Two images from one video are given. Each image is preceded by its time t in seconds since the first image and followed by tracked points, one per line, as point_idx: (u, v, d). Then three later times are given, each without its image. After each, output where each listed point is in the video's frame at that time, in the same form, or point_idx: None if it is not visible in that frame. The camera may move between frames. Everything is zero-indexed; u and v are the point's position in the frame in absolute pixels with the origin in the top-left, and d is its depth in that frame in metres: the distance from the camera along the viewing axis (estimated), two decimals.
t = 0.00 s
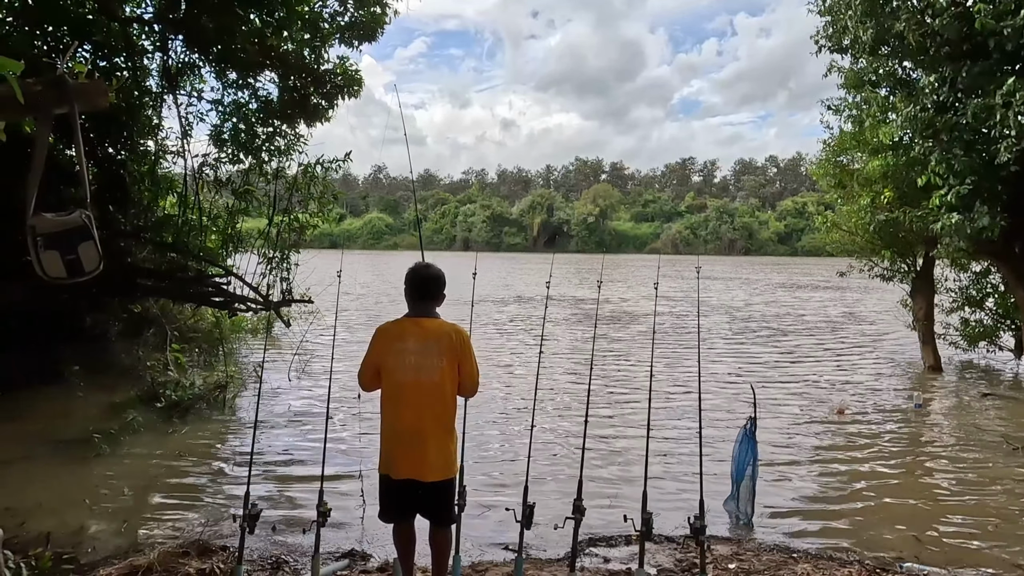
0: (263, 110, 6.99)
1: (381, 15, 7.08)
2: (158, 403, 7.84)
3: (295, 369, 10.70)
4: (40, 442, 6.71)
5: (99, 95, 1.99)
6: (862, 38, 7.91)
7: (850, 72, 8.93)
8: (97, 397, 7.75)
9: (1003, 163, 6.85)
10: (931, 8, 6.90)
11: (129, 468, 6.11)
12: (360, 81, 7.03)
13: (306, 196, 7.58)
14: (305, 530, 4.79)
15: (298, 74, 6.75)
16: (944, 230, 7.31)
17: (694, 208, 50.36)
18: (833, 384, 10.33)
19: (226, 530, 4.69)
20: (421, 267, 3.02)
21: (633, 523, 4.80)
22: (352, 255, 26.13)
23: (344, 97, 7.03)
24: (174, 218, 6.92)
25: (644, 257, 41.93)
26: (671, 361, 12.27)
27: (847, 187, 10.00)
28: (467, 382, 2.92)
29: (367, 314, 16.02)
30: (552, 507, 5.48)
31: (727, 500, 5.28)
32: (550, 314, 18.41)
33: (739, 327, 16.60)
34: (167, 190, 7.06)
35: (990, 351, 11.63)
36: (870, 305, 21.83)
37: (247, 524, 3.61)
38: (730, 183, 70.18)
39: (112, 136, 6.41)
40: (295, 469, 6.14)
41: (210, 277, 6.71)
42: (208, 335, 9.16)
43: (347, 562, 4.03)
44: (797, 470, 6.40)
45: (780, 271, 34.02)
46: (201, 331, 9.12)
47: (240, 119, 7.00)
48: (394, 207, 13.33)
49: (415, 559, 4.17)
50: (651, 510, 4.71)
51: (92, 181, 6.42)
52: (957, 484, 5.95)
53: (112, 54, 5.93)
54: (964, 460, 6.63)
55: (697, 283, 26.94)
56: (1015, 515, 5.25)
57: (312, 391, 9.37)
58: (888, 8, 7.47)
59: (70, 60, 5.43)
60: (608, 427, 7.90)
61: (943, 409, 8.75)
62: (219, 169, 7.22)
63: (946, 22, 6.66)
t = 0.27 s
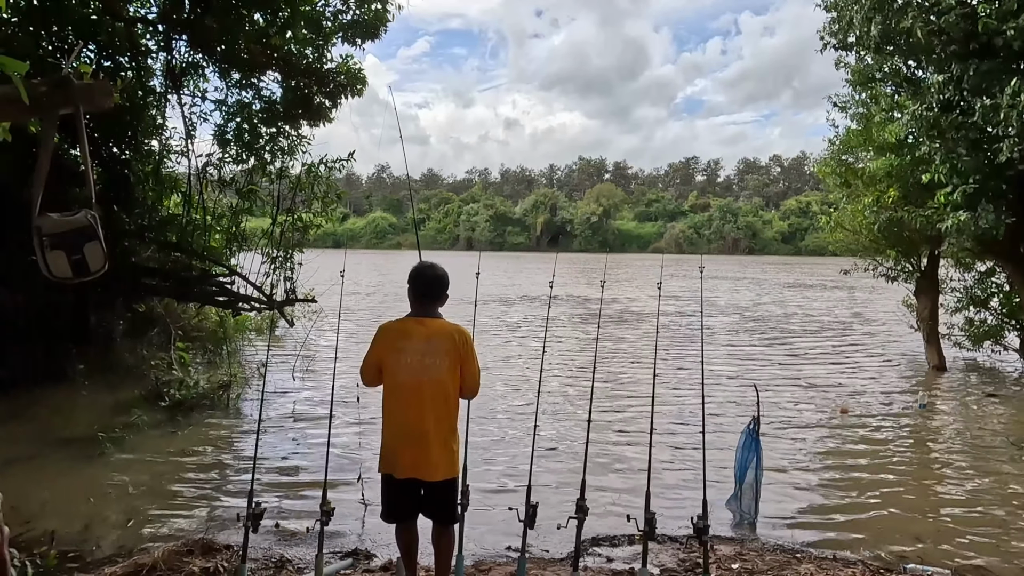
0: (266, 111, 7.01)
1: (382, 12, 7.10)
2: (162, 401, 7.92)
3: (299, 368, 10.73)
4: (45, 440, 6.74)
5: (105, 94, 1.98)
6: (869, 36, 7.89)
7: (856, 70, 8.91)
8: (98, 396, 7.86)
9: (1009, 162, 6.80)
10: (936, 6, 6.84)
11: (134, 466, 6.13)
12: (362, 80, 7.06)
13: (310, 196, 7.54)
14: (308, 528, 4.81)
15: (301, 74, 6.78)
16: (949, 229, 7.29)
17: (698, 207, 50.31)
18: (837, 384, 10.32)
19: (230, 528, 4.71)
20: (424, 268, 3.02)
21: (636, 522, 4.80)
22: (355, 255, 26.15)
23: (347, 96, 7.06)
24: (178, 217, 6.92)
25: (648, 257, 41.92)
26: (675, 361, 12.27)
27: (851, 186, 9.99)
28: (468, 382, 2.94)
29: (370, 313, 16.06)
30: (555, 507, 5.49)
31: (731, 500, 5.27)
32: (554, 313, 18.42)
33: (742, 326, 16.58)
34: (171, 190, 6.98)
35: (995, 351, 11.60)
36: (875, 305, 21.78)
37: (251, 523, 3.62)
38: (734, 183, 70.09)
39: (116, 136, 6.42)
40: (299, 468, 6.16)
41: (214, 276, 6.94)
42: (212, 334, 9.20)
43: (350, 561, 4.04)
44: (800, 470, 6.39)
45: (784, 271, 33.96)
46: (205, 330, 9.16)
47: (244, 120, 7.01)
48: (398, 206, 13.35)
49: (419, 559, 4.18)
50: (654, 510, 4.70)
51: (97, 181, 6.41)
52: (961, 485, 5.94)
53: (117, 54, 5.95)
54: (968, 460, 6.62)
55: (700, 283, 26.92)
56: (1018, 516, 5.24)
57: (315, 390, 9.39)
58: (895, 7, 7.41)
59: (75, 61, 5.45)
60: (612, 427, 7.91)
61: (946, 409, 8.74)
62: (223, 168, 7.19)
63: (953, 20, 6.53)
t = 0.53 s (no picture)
0: (269, 110, 7.02)
1: (383, 10, 7.13)
2: (165, 401, 7.92)
3: (302, 367, 10.74)
4: (49, 440, 6.76)
5: (108, 95, 1.99)
6: (875, 34, 7.87)
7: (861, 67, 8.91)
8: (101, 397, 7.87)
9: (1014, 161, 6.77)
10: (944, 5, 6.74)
11: (138, 465, 6.15)
12: (365, 79, 7.07)
13: (312, 195, 7.58)
14: (311, 527, 4.83)
15: (304, 73, 6.79)
16: (954, 228, 7.27)
17: (700, 206, 50.28)
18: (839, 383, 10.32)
19: (232, 527, 4.72)
20: (424, 267, 3.02)
21: (638, 522, 4.81)
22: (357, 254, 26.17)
23: (349, 96, 7.07)
24: (181, 217, 6.93)
25: (650, 256, 41.90)
26: (677, 360, 12.28)
27: (854, 186, 9.99)
28: (467, 382, 2.94)
29: (373, 313, 16.08)
30: (557, 506, 5.49)
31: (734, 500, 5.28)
32: (556, 312, 18.44)
33: (745, 326, 16.59)
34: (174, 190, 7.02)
35: (998, 351, 11.60)
36: (877, 305, 21.76)
37: (253, 522, 3.63)
38: (737, 182, 70.03)
39: (119, 136, 6.44)
40: (302, 467, 6.17)
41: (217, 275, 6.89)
42: (215, 333, 9.22)
43: (352, 560, 4.05)
44: (802, 469, 6.41)
45: (786, 270, 33.93)
46: (208, 329, 9.17)
47: (246, 119, 7.01)
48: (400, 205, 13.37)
49: (420, 558, 4.20)
50: (656, 509, 4.71)
51: (100, 181, 6.44)
52: (964, 485, 5.93)
53: (121, 54, 5.96)
54: (971, 460, 6.63)
55: (703, 283, 26.91)
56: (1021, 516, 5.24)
57: (318, 389, 9.42)
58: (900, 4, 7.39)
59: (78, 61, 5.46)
60: (615, 426, 7.92)
61: (949, 409, 8.74)
62: (225, 168, 7.21)
63: (958, 16, 6.53)
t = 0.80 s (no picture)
0: (271, 110, 7.02)
1: (385, 9, 7.13)
2: (167, 400, 7.95)
3: (305, 367, 10.75)
4: (52, 439, 6.77)
5: (111, 94, 2.00)
6: (878, 33, 7.85)
7: (864, 67, 8.89)
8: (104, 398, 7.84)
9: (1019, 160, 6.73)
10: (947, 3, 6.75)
11: (140, 464, 6.16)
12: (367, 78, 7.06)
13: (314, 195, 7.59)
14: (313, 526, 4.83)
15: (306, 72, 6.80)
16: (957, 228, 7.25)
17: (703, 206, 50.23)
18: (842, 383, 10.31)
19: (235, 526, 4.72)
20: (427, 267, 3.03)
21: (640, 522, 4.80)
22: (359, 254, 26.18)
23: (352, 96, 7.07)
24: (184, 216, 6.93)
25: (653, 256, 41.87)
26: (679, 360, 12.27)
27: (857, 185, 9.97)
28: (467, 382, 2.95)
29: (375, 312, 16.09)
30: (559, 506, 5.49)
31: (737, 500, 5.28)
32: (558, 312, 18.44)
33: (747, 326, 16.57)
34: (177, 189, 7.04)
35: (1001, 351, 11.57)
36: (880, 305, 21.72)
37: (256, 521, 3.63)
38: (740, 182, 69.94)
39: (122, 135, 6.46)
40: (304, 467, 6.17)
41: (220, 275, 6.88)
42: (217, 333, 9.23)
43: (354, 560, 4.06)
44: (804, 469, 6.40)
45: (789, 270, 33.87)
46: (210, 329, 9.18)
47: (248, 119, 7.02)
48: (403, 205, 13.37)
49: (422, 557, 4.20)
50: (658, 509, 4.70)
51: (104, 181, 6.54)
52: (966, 485, 5.93)
53: (123, 54, 5.97)
54: (974, 460, 6.61)
55: (705, 283, 26.88)
56: None
57: (320, 389, 9.42)
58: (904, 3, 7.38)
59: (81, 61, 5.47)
60: (617, 426, 7.92)
61: (952, 409, 8.72)
62: (228, 168, 7.22)
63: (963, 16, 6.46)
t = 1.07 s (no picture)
0: (274, 110, 7.03)
1: (388, 10, 7.14)
2: (170, 400, 7.87)
3: (307, 367, 10.76)
4: (56, 438, 6.79)
5: (114, 95, 1.99)
6: (881, 33, 7.85)
7: (867, 66, 8.89)
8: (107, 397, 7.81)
9: None
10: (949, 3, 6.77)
11: (143, 464, 6.17)
12: (369, 78, 7.08)
13: (317, 195, 7.58)
14: (315, 526, 4.84)
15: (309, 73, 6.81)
16: (961, 228, 7.24)
17: (705, 205, 50.17)
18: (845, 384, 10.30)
19: (237, 526, 4.73)
20: (429, 267, 3.03)
21: (642, 522, 4.81)
22: (362, 254, 26.20)
23: (355, 96, 7.08)
24: (187, 216, 6.94)
25: (656, 256, 41.82)
26: (682, 360, 12.26)
27: (859, 185, 9.97)
28: (467, 383, 2.96)
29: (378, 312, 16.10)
30: (562, 506, 5.50)
31: (740, 499, 5.29)
32: (561, 312, 18.43)
33: (750, 326, 16.54)
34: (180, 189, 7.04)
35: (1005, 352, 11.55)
36: (884, 305, 21.68)
37: (258, 521, 3.64)
38: (742, 182, 69.86)
39: (125, 136, 6.48)
40: (306, 467, 6.18)
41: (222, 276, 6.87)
42: (219, 333, 9.25)
43: (356, 559, 4.06)
44: (807, 469, 6.40)
45: (793, 270, 33.80)
46: (213, 328, 9.20)
47: (251, 119, 7.03)
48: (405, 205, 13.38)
49: (424, 557, 4.21)
50: (659, 509, 4.70)
51: (107, 181, 6.57)
52: (970, 486, 5.92)
53: (126, 55, 5.99)
54: (977, 461, 6.60)
55: (708, 283, 26.84)
56: None
57: (323, 388, 9.44)
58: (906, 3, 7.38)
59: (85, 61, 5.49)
60: (619, 426, 7.92)
61: (956, 410, 8.71)
62: (230, 168, 7.24)
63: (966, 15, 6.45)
